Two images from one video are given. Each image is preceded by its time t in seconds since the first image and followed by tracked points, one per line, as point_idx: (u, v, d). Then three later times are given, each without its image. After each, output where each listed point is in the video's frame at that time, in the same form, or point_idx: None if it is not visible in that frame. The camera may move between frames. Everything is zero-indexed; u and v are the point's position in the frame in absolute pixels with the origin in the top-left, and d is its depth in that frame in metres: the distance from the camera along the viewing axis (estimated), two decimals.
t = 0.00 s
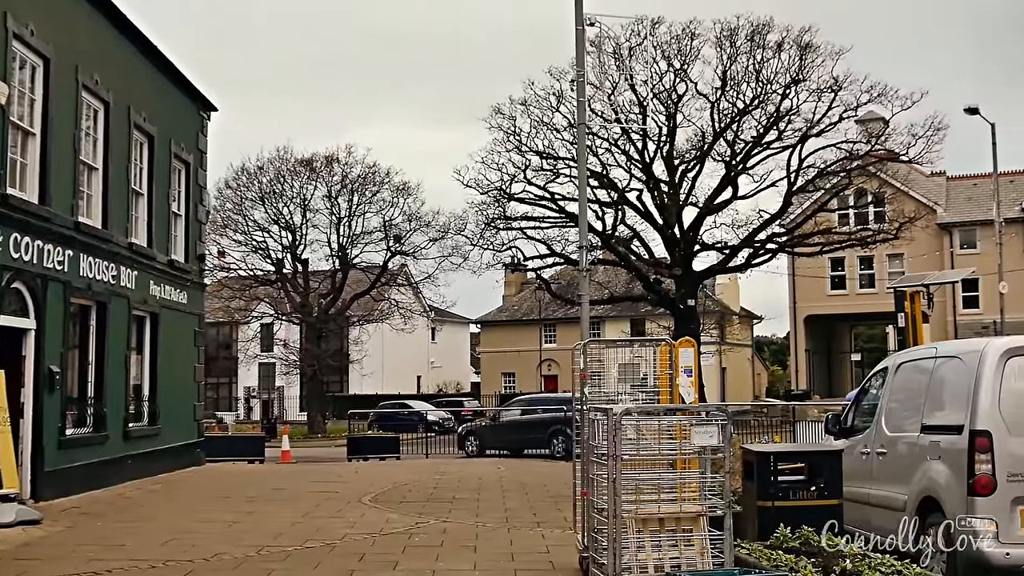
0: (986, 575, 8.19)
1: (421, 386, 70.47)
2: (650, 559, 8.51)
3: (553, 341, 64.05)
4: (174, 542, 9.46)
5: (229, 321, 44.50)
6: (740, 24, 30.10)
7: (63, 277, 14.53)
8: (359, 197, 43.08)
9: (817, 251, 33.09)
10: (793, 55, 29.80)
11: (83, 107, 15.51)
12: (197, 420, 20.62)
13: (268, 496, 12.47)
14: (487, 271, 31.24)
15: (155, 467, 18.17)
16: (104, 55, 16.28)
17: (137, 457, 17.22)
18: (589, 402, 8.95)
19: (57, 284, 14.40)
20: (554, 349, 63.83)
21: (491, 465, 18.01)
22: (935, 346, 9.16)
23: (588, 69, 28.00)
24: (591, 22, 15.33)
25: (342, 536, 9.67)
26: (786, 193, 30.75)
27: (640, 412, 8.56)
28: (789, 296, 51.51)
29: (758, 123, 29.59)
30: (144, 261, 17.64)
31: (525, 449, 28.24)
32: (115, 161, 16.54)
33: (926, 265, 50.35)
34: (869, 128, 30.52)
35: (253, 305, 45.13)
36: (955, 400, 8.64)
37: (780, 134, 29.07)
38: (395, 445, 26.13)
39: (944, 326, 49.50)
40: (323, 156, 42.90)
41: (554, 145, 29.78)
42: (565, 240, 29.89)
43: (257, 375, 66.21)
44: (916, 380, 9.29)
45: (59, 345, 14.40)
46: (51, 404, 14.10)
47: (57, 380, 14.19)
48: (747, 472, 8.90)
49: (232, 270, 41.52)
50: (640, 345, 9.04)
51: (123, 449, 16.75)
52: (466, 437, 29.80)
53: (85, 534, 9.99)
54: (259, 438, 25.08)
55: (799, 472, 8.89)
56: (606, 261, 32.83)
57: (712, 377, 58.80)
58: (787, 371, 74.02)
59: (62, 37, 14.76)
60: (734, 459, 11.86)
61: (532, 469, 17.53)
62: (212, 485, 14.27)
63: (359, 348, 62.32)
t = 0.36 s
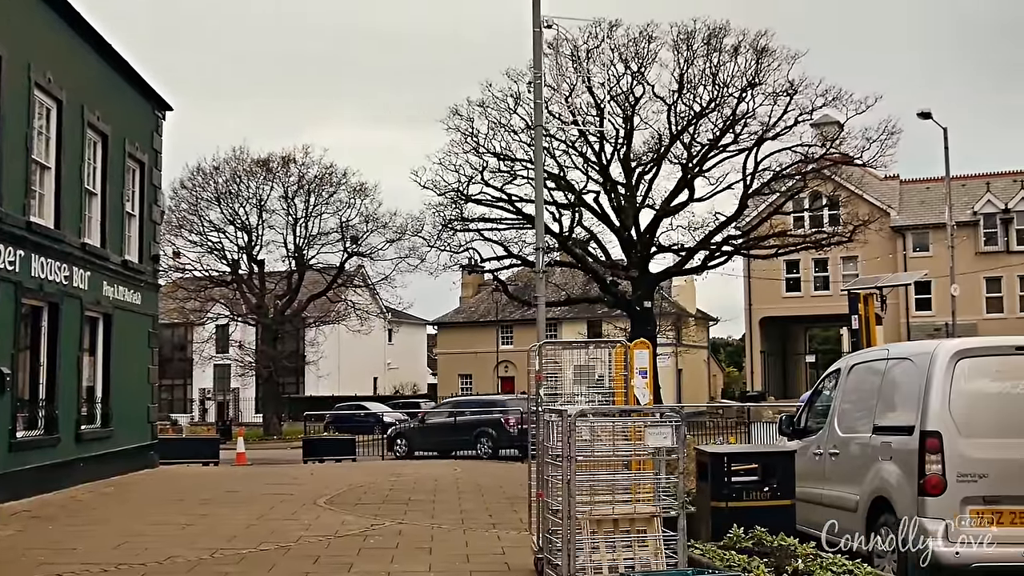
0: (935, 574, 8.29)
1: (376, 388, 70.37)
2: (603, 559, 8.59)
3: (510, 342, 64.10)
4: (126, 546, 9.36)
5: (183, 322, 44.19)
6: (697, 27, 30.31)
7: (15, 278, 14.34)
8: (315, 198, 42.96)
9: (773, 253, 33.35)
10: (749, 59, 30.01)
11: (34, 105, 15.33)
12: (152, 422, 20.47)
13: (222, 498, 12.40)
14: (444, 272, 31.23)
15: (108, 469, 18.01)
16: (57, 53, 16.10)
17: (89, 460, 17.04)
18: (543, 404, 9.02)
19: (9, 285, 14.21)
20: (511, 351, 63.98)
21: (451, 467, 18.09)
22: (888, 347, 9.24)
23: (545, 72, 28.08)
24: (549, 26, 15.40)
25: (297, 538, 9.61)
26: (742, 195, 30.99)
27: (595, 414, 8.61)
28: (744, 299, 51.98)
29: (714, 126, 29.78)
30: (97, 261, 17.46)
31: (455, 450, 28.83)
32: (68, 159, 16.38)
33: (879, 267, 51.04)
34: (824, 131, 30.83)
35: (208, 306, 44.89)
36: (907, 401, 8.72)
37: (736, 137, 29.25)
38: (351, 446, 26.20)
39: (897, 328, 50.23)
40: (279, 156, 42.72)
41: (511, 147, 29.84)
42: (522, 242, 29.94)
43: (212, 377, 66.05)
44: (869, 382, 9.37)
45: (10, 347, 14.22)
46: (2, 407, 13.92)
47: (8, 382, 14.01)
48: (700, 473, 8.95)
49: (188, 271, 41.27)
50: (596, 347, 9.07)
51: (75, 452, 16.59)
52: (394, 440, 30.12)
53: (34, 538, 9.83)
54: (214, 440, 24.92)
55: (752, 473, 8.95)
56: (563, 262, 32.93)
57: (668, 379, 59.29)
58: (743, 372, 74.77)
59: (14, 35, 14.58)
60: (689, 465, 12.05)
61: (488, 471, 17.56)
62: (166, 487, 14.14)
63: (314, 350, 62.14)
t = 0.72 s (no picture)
0: (885, 573, 8.37)
1: (333, 389, 70.20)
2: (556, 560, 8.65)
3: (466, 343, 64.04)
4: (77, 548, 9.24)
5: (137, 323, 43.80)
6: (653, 29, 30.57)
7: None
8: (271, 198, 42.76)
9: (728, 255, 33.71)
10: (706, 61, 30.28)
11: None
12: (104, 424, 20.29)
13: (175, 500, 12.31)
14: (401, 273, 31.24)
15: (58, 471, 17.82)
16: (8, 50, 15.93)
17: (39, 462, 16.85)
18: (497, 405, 9.02)
19: None
20: (468, 352, 63.93)
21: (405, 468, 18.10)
22: (840, 349, 9.28)
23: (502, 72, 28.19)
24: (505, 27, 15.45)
25: (250, 541, 9.54)
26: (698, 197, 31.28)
27: (548, 415, 8.61)
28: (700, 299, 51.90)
29: (671, 128, 30.00)
30: (49, 261, 17.30)
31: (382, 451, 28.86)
32: (19, 157, 16.23)
33: (834, 270, 51.78)
34: (779, 134, 31.22)
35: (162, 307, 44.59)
36: (859, 402, 8.76)
37: (692, 139, 29.49)
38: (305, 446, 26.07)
39: (851, 330, 50.80)
40: (235, 156, 42.49)
41: (468, 147, 29.91)
42: (479, 243, 30.02)
43: (165, 378, 65.69)
44: (822, 383, 9.41)
45: None
46: None
47: None
48: (654, 475, 8.96)
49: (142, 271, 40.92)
50: (550, 348, 9.08)
51: (26, 454, 16.41)
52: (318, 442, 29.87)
53: None
54: (167, 442, 24.79)
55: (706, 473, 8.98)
56: (519, 263, 33.07)
57: (624, 380, 59.69)
58: (699, 373, 75.39)
59: None
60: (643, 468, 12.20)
61: (439, 472, 17.62)
62: (119, 489, 14.00)
63: (269, 351, 61.89)
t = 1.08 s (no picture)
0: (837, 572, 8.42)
1: (288, 390, 69.95)
2: (511, 561, 8.61)
3: (423, 344, 63.84)
4: (25, 551, 9.13)
5: (89, 322, 43.41)
6: (611, 32, 30.91)
7: None
8: (226, 197, 42.65)
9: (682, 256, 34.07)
10: (663, 64, 30.67)
11: None
12: (55, 425, 20.09)
13: (126, 501, 12.20)
14: (357, 273, 31.23)
15: (8, 472, 17.65)
16: None
17: None
18: (452, 405, 8.99)
19: None
20: (424, 353, 63.68)
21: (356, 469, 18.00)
22: (793, 350, 9.31)
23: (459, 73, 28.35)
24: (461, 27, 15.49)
25: (203, 542, 9.46)
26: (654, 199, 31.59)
27: (502, 416, 8.59)
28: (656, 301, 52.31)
29: (628, 130, 30.24)
30: None
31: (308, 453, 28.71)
32: None
33: (788, 271, 51.85)
34: (735, 137, 31.71)
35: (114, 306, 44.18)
36: (813, 403, 8.78)
37: (649, 141, 29.78)
38: (259, 448, 25.94)
39: (806, 331, 51.28)
40: (190, 155, 42.37)
41: (424, 147, 30.00)
42: (436, 243, 30.09)
43: (119, 378, 65.26)
44: (776, 384, 9.45)
45: None
46: None
47: None
48: (609, 476, 8.96)
49: (94, 270, 40.58)
50: (505, 349, 9.08)
51: None
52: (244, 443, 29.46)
53: None
54: (118, 444, 24.61)
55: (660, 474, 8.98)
56: (475, 263, 33.20)
57: (581, 380, 59.87)
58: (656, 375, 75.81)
59: None
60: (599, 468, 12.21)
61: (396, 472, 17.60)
62: (70, 491, 13.86)
63: (224, 351, 61.53)
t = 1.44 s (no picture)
0: (789, 572, 8.45)
1: (243, 390, 69.51)
2: (464, 562, 8.58)
3: (379, 345, 63.50)
4: None
5: (40, 321, 42.83)
6: (568, 33, 31.21)
7: None
8: (181, 196, 42.57)
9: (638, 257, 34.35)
10: (621, 66, 30.98)
11: None
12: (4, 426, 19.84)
13: (77, 503, 12.07)
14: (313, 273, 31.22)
15: None
16: None
17: None
18: (406, 405, 8.99)
19: None
20: (380, 354, 63.38)
21: (308, 470, 17.94)
22: (747, 351, 9.33)
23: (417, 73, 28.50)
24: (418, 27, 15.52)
25: (155, 545, 9.36)
26: (611, 201, 32.01)
27: (457, 416, 8.57)
28: (613, 302, 52.42)
29: (585, 131, 30.50)
30: None
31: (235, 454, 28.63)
32: None
33: (744, 274, 52.36)
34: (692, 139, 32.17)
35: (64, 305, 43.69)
36: (767, 404, 8.79)
37: (607, 142, 30.07)
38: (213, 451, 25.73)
39: (761, 332, 51.65)
40: (144, 154, 42.24)
41: (381, 147, 30.08)
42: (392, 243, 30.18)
43: (71, 378, 64.69)
44: (730, 385, 9.48)
45: None
46: None
47: None
48: (564, 477, 8.94)
49: (46, 269, 40.15)
50: (460, 350, 9.08)
51: None
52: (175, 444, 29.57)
53: None
54: (71, 444, 24.45)
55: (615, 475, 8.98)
56: (432, 263, 33.37)
57: (538, 381, 59.84)
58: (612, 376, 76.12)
59: None
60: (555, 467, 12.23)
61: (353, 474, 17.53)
62: (19, 492, 13.68)
63: (178, 351, 61.03)
